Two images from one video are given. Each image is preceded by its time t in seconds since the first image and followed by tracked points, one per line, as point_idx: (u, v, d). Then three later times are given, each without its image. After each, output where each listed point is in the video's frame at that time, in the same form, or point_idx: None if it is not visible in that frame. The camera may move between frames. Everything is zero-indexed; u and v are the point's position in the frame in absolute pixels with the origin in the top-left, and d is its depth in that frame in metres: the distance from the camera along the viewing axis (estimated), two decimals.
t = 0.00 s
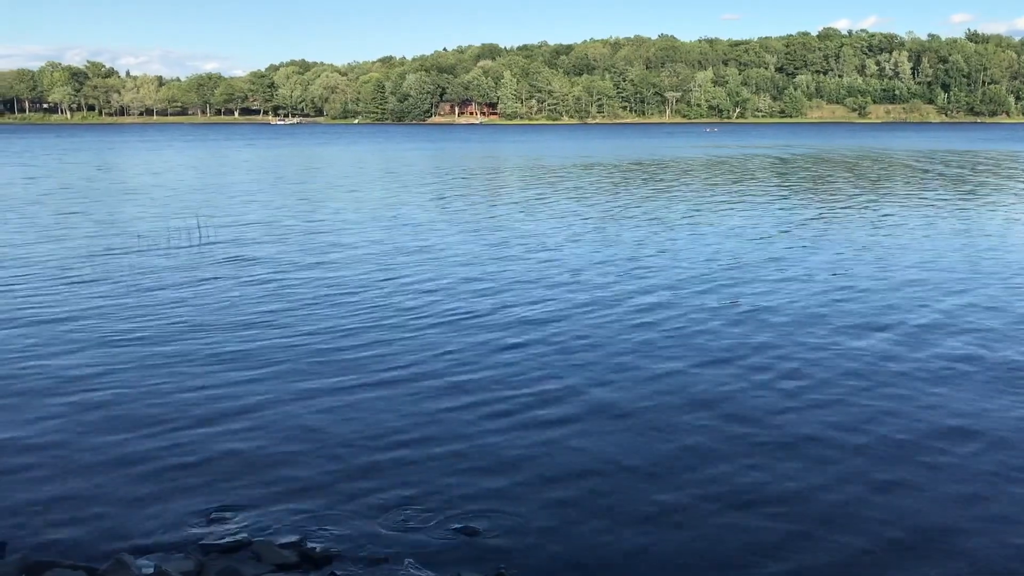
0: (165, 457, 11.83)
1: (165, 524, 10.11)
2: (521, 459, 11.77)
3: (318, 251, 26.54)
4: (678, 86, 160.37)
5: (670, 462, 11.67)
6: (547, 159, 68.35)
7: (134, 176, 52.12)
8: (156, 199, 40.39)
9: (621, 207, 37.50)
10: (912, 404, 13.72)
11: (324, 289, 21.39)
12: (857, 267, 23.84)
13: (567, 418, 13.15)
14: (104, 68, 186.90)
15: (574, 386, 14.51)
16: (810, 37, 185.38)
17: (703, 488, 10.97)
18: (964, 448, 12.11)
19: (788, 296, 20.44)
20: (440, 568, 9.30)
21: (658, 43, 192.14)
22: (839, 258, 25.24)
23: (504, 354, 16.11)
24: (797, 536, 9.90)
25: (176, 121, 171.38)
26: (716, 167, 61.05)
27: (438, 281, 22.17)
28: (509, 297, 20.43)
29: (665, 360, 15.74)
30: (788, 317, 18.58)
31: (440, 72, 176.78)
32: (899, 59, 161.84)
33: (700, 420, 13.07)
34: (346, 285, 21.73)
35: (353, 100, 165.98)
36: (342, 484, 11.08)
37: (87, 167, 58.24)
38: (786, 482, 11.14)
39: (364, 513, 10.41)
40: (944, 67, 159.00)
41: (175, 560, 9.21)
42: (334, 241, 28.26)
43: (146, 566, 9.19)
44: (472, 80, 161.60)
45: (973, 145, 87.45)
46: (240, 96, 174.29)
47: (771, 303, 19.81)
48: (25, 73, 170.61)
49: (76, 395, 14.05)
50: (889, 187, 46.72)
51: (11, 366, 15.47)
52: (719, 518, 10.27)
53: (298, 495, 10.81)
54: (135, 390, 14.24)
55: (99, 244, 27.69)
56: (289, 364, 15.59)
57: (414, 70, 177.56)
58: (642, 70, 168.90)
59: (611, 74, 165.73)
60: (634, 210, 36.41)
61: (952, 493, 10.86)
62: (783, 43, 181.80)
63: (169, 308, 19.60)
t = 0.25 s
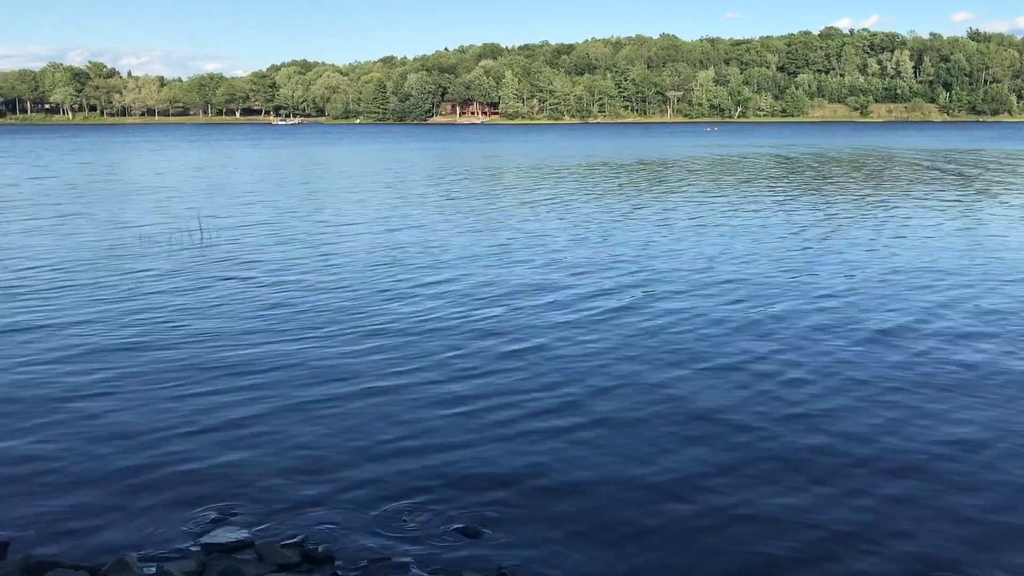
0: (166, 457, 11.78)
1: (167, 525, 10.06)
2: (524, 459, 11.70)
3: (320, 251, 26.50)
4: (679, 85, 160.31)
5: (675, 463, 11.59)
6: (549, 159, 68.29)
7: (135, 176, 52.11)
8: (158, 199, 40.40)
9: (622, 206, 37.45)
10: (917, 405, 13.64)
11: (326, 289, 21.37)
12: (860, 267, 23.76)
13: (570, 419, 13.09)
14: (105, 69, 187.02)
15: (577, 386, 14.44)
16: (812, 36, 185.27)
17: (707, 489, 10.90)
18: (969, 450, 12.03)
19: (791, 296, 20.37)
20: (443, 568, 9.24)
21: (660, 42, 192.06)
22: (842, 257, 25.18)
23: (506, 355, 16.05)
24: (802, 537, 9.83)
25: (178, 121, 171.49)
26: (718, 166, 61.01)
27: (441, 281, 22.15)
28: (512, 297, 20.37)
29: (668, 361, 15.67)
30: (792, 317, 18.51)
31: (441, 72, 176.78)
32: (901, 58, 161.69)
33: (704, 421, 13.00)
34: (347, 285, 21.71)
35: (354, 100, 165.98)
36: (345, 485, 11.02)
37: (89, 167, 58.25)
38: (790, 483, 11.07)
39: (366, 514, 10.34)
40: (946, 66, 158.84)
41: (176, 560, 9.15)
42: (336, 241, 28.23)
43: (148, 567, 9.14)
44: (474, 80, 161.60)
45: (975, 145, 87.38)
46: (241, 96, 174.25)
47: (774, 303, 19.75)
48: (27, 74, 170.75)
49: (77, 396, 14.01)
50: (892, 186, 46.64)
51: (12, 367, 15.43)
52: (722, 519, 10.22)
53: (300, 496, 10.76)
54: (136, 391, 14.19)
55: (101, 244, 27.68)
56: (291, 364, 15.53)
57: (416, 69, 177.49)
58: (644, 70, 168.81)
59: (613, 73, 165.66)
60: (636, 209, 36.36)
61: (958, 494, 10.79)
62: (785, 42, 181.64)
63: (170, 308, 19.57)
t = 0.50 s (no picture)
0: (166, 458, 11.78)
1: (167, 526, 10.08)
2: (526, 460, 11.70)
3: (319, 251, 26.50)
4: (679, 84, 160.31)
5: (678, 463, 11.58)
6: (548, 158, 68.26)
7: (135, 177, 52.09)
8: (158, 199, 40.42)
9: (623, 206, 37.46)
10: (920, 404, 13.64)
11: (326, 289, 21.37)
12: (861, 266, 23.74)
13: (571, 419, 13.08)
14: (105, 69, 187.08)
15: (579, 386, 14.44)
16: (812, 36, 185.21)
17: (708, 489, 10.89)
18: (971, 448, 12.03)
19: (793, 295, 20.35)
20: (444, 568, 9.25)
21: (660, 42, 192.01)
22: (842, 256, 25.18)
23: (507, 354, 16.03)
24: (804, 537, 9.82)
25: (178, 122, 171.52)
26: (718, 165, 61.02)
27: (440, 281, 22.14)
28: (513, 297, 20.35)
29: (670, 360, 15.66)
30: (792, 317, 18.50)
31: (441, 72, 176.79)
32: (901, 57, 161.62)
33: (706, 420, 13.00)
34: (347, 285, 21.71)
35: (354, 100, 165.95)
36: (346, 486, 11.02)
37: (88, 168, 58.23)
38: (792, 482, 11.07)
39: (367, 514, 10.34)
40: (945, 65, 158.79)
41: (177, 561, 9.16)
42: (336, 241, 28.23)
43: (148, 567, 9.15)
44: (473, 80, 161.58)
45: (974, 142, 87.48)
46: (241, 96, 174.16)
47: (775, 302, 19.71)
48: (27, 74, 170.66)
49: (77, 397, 13.99)
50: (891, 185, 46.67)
51: (12, 368, 15.42)
52: (722, 517, 10.23)
53: (300, 496, 10.77)
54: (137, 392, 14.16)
55: (101, 245, 27.67)
56: (291, 365, 15.52)
57: (415, 69, 177.44)
58: (644, 69, 168.80)
59: (612, 73, 165.61)
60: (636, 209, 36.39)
61: (961, 494, 10.76)
62: (785, 41, 181.58)
63: (170, 308, 19.58)
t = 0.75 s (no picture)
0: (166, 457, 11.80)
1: (166, 525, 10.10)
2: (524, 459, 11.73)
3: (318, 250, 26.51)
4: (677, 83, 160.34)
5: (677, 462, 11.62)
6: (547, 158, 68.27)
7: (133, 176, 52.03)
8: (156, 199, 40.42)
9: (621, 205, 37.50)
10: (918, 403, 13.67)
11: (324, 289, 21.37)
12: (860, 265, 23.78)
13: (570, 418, 13.11)
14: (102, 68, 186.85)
15: (578, 385, 14.46)
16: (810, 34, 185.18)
17: (706, 489, 10.92)
18: (970, 448, 12.06)
19: (791, 294, 20.38)
20: (442, 568, 9.28)
21: (657, 41, 192.01)
22: (840, 255, 25.23)
23: (506, 353, 16.05)
24: (802, 536, 9.85)
25: (176, 121, 171.41)
26: (716, 164, 61.04)
27: (439, 280, 22.17)
28: (511, 296, 20.37)
29: (669, 360, 15.69)
30: (791, 316, 18.53)
31: (439, 71, 176.68)
32: (899, 55, 161.64)
33: (704, 420, 13.03)
34: (346, 285, 21.72)
35: (352, 99, 165.85)
36: (345, 486, 11.04)
37: (86, 168, 58.20)
38: (790, 481, 11.11)
39: (365, 513, 10.38)
40: (943, 63, 158.82)
41: (176, 560, 9.18)
42: (335, 240, 28.23)
43: (148, 567, 9.17)
44: (472, 79, 161.54)
45: (972, 141, 87.62)
46: (239, 95, 173.94)
47: (773, 301, 19.75)
48: (24, 74, 170.41)
49: (76, 396, 14.01)
50: (889, 184, 46.73)
51: (11, 367, 15.44)
52: (719, 516, 10.28)
53: (299, 495, 10.80)
54: (135, 391, 14.20)
55: (99, 244, 27.68)
56: (290, 364, 15.54)
57: (414, 68, 177.35)
58: (642, 68, 168.77)
59: (611, 72, 165.58)
60: (634, 208, 36.43)
61: (959, 494, 10.80)
62: (783, 40, 181.57)
63: (168, 308, 19.59)
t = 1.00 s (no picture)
0: (162, 457, 11.76)
1: (163, 524, 10.07)
2: (522, 458, 11.70)
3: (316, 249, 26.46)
4: (676, 82, 160.67)
5: (677, 462, 11.57)
6: (545, 157, 68.25)
7: (131, 175, 51.99)
8: (155, 198, 40.42)
9: (620, 203, 37.51)
10: (920, 402, 13.62)
11: (322, 287, 21.34)
12: (860, 264, 23.74)
13: (570, 416, 13.07)
14: (100, 66, 186.83)
15: (578, 384, 14.42)
16: (808, 33, 185.21)
17: (707, 488, 10.87)
18: (972, 447, 12.00)
19: (791, 293, 20.34)
20: (441, 567, 9.23)
21: (656, 40, 192.11)
22: (840, 254, 25.20)
23: (504, 352, 16.03)
24: (803, 536, 9.80)
25: (174, 119, 171.42)
26: (714, 163, 61.02)
27: (437, 279, 22.13)
28: (511, 295, 20.34)
29: (666, 359, 15.66)
30: (791, 315, 18.48)
31: (438, 70, 176.53)
32: (897, 54, 161.70)
33: (705, 419, 12.98)
34: (344, 283, 21.70)
35: (351, 98, 165.81)
36: (344, 485, 11.00)
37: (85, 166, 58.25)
38: (791, 480, 11.06)
39: (363, 512, 10.34)
40: (941, 62, 158.85)
41: (173, 558, 9.14)
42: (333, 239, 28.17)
43: (145, 566, 9.11)
44: (470, 78, 161.60)
45: (970, 140, 87.71)
46: (237, 94, 173.77)
47: (773, 300, 19.71)
48: (21, 72, 170.17)
49: (74, 395, 13.98)
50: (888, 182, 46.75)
51: (8, 366, 15.40)
52: (718, 515, 10.23)
53: (296, 495, 10.74)
54: (133, 390, 14.15)
55: (98, 243, 27.68)
56: (289, 362, 15.50)
57: (412, 67, 177.20)
58: (640, 67, 168.79)
59: (609, 71, 165.60)
60: (633, 207, 36.45)
61: (962, 493, 10.74)
62: (781, 38, 181.61)
63: (165, 307, 19.53)
